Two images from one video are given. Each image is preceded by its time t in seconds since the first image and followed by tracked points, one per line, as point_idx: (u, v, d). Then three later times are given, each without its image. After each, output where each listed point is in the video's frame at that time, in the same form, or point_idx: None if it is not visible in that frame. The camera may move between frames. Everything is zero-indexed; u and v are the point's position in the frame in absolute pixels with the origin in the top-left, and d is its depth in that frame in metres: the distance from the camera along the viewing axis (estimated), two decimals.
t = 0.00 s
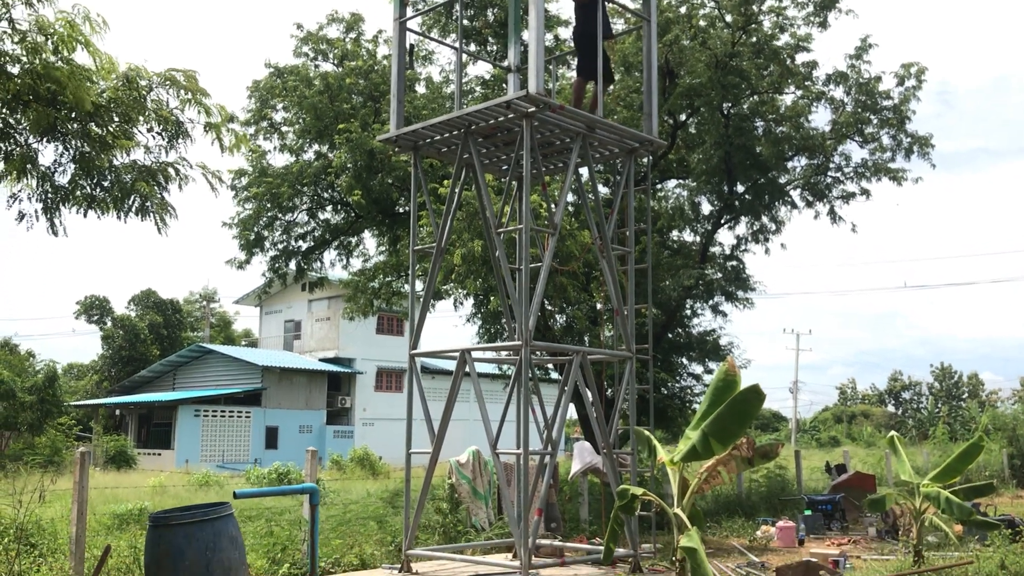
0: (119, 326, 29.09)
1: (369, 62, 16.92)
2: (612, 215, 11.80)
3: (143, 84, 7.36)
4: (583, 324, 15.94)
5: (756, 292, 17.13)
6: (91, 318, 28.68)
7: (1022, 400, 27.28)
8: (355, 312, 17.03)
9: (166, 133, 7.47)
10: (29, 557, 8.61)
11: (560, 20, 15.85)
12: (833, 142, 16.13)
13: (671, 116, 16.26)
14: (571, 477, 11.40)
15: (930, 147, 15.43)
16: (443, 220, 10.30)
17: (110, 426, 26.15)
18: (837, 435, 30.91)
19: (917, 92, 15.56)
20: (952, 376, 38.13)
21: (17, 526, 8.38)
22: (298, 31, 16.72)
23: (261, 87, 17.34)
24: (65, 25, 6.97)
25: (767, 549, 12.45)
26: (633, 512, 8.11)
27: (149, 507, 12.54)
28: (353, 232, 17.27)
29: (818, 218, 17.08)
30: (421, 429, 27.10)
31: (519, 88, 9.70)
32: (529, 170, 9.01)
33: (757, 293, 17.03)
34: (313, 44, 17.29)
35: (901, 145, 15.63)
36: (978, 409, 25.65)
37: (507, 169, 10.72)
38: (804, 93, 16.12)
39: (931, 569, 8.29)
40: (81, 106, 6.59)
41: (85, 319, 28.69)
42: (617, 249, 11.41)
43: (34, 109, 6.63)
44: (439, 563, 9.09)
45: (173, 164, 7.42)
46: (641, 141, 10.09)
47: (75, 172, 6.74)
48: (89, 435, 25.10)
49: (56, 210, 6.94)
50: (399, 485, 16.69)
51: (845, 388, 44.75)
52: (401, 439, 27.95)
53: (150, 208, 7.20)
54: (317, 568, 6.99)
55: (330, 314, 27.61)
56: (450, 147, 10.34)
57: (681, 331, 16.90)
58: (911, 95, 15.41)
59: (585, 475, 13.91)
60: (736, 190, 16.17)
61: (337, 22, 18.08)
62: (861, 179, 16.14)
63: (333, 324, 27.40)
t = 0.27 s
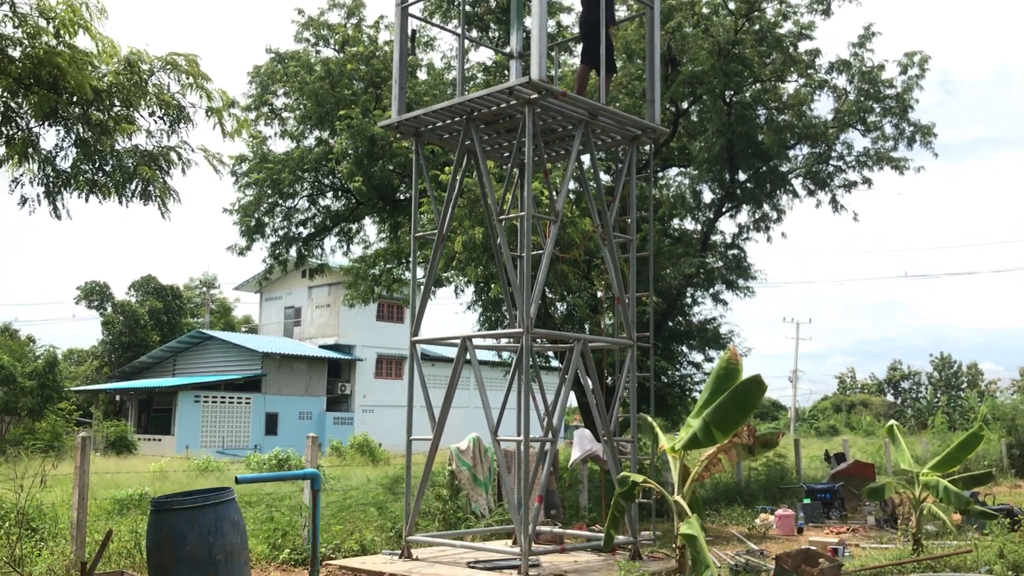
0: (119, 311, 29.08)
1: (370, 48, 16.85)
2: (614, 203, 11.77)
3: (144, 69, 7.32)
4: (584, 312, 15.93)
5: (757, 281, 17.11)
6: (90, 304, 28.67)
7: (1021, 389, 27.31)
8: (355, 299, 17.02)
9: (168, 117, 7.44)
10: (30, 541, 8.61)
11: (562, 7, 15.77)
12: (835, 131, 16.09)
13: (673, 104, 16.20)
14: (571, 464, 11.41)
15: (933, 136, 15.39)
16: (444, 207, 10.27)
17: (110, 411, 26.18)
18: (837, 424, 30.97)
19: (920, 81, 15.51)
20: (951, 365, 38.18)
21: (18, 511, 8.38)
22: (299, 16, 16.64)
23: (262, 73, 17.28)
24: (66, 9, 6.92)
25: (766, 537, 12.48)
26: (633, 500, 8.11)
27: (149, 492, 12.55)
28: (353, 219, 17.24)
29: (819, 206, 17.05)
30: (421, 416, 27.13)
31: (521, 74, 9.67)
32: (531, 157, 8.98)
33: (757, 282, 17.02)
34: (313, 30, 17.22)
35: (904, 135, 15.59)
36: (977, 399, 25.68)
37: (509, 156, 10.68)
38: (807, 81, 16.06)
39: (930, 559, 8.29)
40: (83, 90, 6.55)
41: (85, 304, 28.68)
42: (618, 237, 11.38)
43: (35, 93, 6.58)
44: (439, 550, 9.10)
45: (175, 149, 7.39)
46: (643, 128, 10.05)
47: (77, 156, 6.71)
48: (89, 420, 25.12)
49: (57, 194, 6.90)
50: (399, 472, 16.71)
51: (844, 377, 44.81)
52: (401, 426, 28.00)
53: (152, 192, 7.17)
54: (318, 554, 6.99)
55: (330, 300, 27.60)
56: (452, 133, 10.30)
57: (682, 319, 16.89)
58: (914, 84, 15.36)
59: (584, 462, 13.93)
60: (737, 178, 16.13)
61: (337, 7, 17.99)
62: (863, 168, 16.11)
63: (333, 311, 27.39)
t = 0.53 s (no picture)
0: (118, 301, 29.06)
1: (370, 37, 16.78)
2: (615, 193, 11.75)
3: (145, 56, 7.27)
4: (584, 303, 15.92)
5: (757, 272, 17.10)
6: (90, 293, 28.65)
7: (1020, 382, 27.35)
8: (355, 289, 17.00)
9: (168, 105, 7.40)
10: (30, 529, 8.61)
11: None
12: (836, 122, 16.05)
13: (674, 94, 16.17)
14: (570, 455, 11.42)
15: (934, 128, 15.36)
16: (445, 197, 10.24)
17: (109, 400, 26.19)
18: (836, 416, 31.01)
19: (922, 73, 15.47)
20: (950, 357, 38.21)
21: (18, 499, 8.38)
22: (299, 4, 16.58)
23: (261, 62, 17.22)
24: None
25: (765, 528, 12.51)
26: (634, 490, 8.11)
27: (149, 481, 12.57)
28: (353, 208, 17.21)
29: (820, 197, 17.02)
30: (420, 407, 27.14)
31: (522, 64, 9.63)
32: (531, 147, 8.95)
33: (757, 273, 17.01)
34: (314, 19, 17.16)
35: (905, 126, 15.57)
36: (975, 391, 25.70)
37: (509, 146, 10.65)
38: (809, 72, 16.02)
39: (930, 550, 8.30)
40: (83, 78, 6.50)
41: (85, 293, 28.67)
42: (619, 228, 11.36)
43: (36, 80, 6.53)
44: (439, 539, 9.11)
45: (176, 137, 7.35)
46: (644, 118, 10.02)
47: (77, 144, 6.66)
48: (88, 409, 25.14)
49: (58, 182, 6.86)
50: (398, 461, 16.72)
51: (843, 369, 44.85)
52: (400, 416, 28.03)
53: (152, 180, 7.14)
54: (318, 543, 6.99)
55: (330, 290, 27.59)
56: (452, 123, 10.27)
57: (682, 311, 16.88)
58: (915, 75, 15.33)
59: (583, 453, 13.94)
60: (738, 169, 16.10)
61: None
62: (864, 159, 16.09)
63: (332, 301, 27.38)
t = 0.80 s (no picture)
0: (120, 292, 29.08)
1: (372, 27, 16.73)
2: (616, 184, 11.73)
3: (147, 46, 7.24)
4: (586, 294, 15.91)
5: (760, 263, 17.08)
6: (92, 285, 28.67)
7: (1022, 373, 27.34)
8: (357, 280, 16.99)
9: (171, 95, 7.37)
10: (33, 520, 8.62)
11: None
12: (839, 112, 16.01)
13: (676, 85, 16.13)
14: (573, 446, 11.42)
15: (936, 118, 15.33)
16: (447, 187, 10.23)
17: (112, 391, 26.23)
18: (837, 406, 31.01)
19: (924, 63, 15.43)
20: (952, 348, 38.19)
21: (21, 490, 8.39)
22: None
23: (263, 53, 17.18)
24: None
25: (767, 518, 12.52)
26: (636, 480, 8.11)
27: (152, 471, 12.59)
28: (355, 200, 17.19)
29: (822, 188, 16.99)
30: (423, 398, 27.15)
31: (524, 54, 9.60)
32: (533, 137, 8.92)
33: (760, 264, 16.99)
34: (315, 9, 17.11)
35: (907, 116, 15.53)
36: (977, 382, 25.72)
37: (511, 137, 10.63)
38: (811, 63, 15.97)
39: (932, 541, 8.30)
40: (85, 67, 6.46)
41: (87, 285, 28.69)
42: (621, 218, 11.34)
43: (38, 70, 6.50)
44: (441, 530, 9.12)
45: (178, 127, 7.32)
46: (646, 109, 9.99)
47: (79, 134, 6.63)
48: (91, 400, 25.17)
49: (60, 172, 6.84)
50: (400, 452, 16.74)
51: (845, 359, 44.85)
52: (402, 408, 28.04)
53: (154, 171, 7.11)
54: (322, 533, 7.00)
55: (332, 282, 27.59)
56: (454, 114, 10.24)
57: (683, 302, 16.87)
58: (918, 66, 15.29)
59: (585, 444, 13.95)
60: (740, 160, 16.07)
61: None
62: (866, 150, 16.06)
63: (334, 292, 27.39)
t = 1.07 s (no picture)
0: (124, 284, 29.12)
1: (374, 17, 16.69)
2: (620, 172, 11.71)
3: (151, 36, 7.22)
4: (590, 283, 15.90)
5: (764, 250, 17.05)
6: (96, 277, 28.71)
7: None
8: (361, 271, 16.99)
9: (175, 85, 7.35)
10: (42, 510, 8.64)
11: None
12: (843, 100, 15.96)
13: (680, 73, 16.09)
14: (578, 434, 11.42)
15: (941, 105, 15.28)
16: (451, 177, 10.21)
17: (117, 383, 26.28)
18: (841, 395, 31.03)
19: (929, 50, 15.37)
20: (956, 336, 38.17)
21: (30, 481, 8.42)
22: None
23: (265, 44, 17.16)
24: None
25: (772, 506, 12.53)
26: (643, 468, 8.11)
27: (159, 462, 12.62)
28: (358, 190, 17.17)
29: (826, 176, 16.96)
30: (427, 388, 27.17)
31: (528, 42, 9.57)
32: (537, 126, 8.90)
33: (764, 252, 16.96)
34: None
35: (912, 103, 15.48)
36: (982, 369, 25.69)
37: (515, 126, 10.60)
38: (815, 50, 15.92)
39: (939, 527, 8.29)
40: (89, 57, 6.45)
41: (91, 277, 28.73)
42: (626, 207, 11.32)
43: (42, 60, 6.49)
44: (448, 519, 9.14)
45: (182, 117, 7.32)
46: (651, 97, 9.97)
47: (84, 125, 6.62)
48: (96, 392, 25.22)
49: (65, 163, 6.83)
50: (406, 442, 16.77)
51: (848, 347, 44.82)
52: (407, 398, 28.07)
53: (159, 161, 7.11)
54: (330, 522, 7.01)
55: (336, 273, 27.61)
56: (458, 103, 10.22)
57: (688, 290, 16.85)
58: (923, 52, 15.23)
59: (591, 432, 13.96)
60: (744, 148, 16.02)
61: None
62: (870, 137, 16.01)
63: (338, 283, 27.41)
